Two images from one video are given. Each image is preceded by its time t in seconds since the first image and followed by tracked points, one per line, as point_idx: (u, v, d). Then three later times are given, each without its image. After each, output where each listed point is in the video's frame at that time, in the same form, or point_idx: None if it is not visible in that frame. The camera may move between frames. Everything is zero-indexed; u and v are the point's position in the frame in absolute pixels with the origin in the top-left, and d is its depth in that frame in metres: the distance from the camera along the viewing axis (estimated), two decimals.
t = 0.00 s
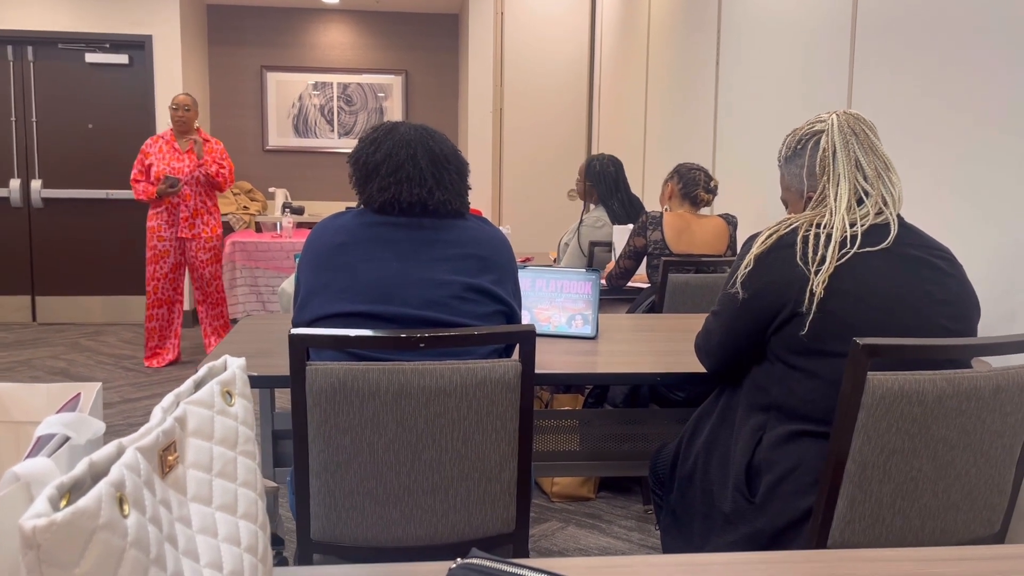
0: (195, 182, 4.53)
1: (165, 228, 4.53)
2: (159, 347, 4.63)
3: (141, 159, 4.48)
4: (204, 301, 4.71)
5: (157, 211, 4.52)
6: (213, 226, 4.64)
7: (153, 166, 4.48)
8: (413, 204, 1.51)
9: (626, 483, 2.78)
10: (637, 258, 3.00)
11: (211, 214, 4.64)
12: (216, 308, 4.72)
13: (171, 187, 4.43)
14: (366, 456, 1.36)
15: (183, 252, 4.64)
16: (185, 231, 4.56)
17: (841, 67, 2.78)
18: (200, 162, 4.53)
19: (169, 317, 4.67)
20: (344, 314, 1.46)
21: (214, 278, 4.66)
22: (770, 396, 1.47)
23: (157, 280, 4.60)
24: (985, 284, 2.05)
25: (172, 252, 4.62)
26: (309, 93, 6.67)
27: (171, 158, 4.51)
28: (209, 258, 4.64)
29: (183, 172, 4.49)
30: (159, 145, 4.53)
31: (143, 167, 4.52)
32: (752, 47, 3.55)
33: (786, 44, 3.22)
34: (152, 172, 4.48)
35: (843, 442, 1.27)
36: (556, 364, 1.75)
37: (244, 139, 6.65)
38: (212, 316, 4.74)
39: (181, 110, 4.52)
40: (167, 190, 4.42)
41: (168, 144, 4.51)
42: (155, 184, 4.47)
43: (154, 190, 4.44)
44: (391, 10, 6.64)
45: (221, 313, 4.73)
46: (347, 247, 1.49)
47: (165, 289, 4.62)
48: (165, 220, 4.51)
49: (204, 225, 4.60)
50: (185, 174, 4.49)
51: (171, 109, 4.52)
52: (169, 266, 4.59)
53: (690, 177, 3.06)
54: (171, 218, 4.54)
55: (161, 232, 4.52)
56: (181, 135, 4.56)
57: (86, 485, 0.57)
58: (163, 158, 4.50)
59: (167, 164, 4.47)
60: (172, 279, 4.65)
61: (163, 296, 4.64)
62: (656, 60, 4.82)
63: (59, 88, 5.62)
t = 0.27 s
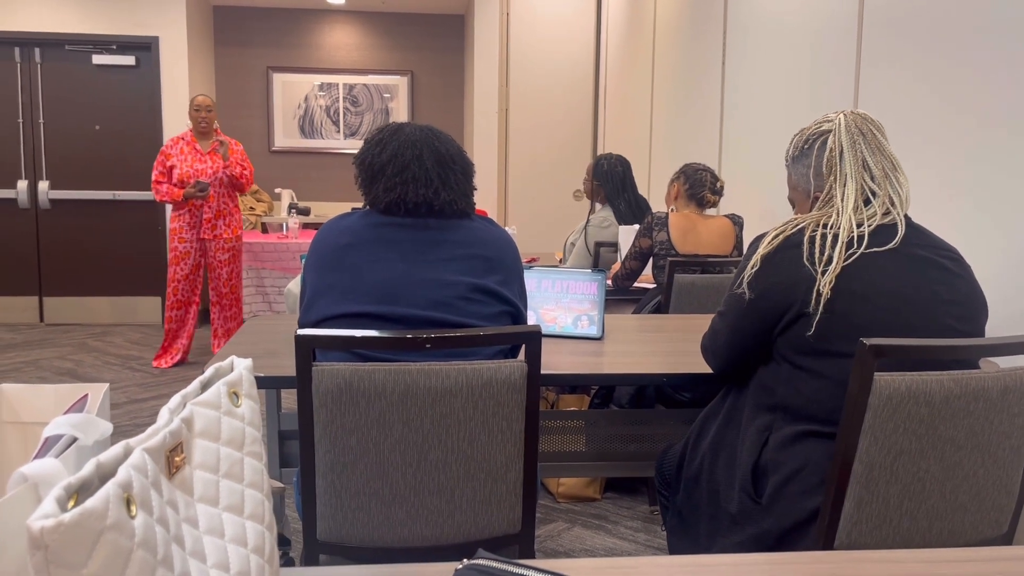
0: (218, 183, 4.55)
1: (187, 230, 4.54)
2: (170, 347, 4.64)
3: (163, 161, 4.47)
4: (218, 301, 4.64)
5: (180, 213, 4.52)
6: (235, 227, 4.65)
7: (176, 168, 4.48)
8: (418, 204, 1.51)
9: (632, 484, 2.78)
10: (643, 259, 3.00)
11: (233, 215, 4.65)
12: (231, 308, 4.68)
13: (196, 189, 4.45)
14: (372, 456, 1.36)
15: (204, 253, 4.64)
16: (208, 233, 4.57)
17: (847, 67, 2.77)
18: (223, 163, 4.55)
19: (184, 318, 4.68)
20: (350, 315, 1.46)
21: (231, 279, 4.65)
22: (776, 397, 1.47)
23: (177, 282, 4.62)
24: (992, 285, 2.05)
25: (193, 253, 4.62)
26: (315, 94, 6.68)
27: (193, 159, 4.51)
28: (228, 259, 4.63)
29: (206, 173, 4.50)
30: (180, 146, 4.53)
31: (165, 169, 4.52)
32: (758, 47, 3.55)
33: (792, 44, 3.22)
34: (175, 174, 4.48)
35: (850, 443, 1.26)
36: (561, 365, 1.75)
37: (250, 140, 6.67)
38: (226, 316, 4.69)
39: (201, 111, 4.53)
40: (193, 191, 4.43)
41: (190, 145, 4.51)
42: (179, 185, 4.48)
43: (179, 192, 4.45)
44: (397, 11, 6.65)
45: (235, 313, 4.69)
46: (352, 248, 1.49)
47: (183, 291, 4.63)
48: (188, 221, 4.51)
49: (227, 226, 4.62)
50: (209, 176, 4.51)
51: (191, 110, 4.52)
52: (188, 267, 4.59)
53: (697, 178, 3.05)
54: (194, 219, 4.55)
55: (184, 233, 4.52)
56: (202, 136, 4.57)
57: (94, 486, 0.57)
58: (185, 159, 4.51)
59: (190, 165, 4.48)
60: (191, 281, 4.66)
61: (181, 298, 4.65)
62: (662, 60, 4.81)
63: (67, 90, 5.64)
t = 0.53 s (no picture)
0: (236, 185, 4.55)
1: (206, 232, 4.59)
2: (187, 347, 4.70)
3: (182, 164, 4.52)
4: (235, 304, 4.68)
5: (200, 215, 4.58)
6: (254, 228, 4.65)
7: (194, 171, 4.52)
8: (427, 205, 1.52)
9: (642, 485, 2.78)
10: (652, 260, 3.00)
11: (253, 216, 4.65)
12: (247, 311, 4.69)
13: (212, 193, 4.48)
14: (382, 457, 1.36)
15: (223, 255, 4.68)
16: (227, 235, 4.60)
17: (858, 66, 2.76)
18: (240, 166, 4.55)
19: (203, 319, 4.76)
20: (360, 316, 1.46)
21: (249, 280, 4.67)
22: (786, 398, 1.46)
23: (196, 283, 4.69)
24: (1004, 285, 2.04)
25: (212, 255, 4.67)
26: (324, 95, 6.70)
27: (211, 162, 4.54)
28: (246, 261, 4.65)
29: (222, 176, 4.52)
30: (200, 149, 4.57)
31: (186, 172, 4.57)
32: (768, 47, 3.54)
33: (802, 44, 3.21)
34: (193, 177, 4.53)
35: (860, 444, 1.26)
36: (571, 366, 1.75)
37: (260, 141, 6.70)
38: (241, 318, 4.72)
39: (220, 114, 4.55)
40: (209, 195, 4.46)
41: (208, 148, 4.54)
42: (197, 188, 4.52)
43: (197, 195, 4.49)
44: (406, 12, 6.66)
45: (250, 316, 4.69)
46: (362, 249, 1.50)
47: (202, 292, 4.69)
48: (207, 224, 4.56)
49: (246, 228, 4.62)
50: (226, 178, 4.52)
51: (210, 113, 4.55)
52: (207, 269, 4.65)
53: (706, 179, 3.04)
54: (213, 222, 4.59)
55: (203, 236, 4.58)
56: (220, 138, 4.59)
57: (109, 485, 0.58)
58: (203, 162, 4.54)
59: (207, 168, 4.51)
60: (211, 282, 4.72)
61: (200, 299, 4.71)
62: (672, 60, 4.81)
63: (79, 92, 5.68)
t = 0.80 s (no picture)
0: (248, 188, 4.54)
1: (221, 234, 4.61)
2: (204, 348, 4.72)
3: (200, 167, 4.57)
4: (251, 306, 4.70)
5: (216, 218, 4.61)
6: (266, 232, 4.64)
7: (211, 174, 4.56)
8: (442, 208, 1.53)
9: (655, 487, 2.77)
10: (666, 261, 2.99)
11: (266, 220, 4.64)
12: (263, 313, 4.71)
13: (222, 196, 4.49)
14: (398, 458, 1.37)
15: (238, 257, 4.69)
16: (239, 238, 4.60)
17: (874, 67, 2.75)
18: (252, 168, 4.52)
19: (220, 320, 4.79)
20: (376, 317, 1.47)
21: (264, 282, 4.68)
22: (801, 400, 1.46)
23: (212, 284, 4.71)
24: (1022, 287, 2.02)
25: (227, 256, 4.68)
26: (338, 97, 6.73)
27: (226, 164, 4.56)
28: (260, 264, 4.66)
29: (234, 179, 4.51)
30: (218, 151, 4.60)
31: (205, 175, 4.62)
32: (783, 48, 3.53)
33: (817, 45, 3.20)
34: (209, 179, 4.57)
35: (877, 447, 1.25)
36: (585, 367, 1.75)
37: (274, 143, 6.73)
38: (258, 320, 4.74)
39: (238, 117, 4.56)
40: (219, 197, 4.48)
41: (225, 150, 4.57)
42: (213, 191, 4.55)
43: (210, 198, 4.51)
44: (419, 14, 6.68)
45: (267, 317, 4.71)
46: (378, 251, 1.50)
47: (219, 293, 4.72)
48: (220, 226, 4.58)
49: (257, 231, 4.61)
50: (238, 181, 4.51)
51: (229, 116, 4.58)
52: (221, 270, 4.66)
53: (720, 181, 3.03)
54: (227, 224, 4.60)
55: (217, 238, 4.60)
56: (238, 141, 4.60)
57: (135, 486, 0.59)
58: (219, 165, 4.57)
59: (221, 171, 4.53)
60: (225, 283, 4.74)
61: (215, 300, 4.74)
62: (685, 62, 4.80)
63: (95, 94, 5.72)
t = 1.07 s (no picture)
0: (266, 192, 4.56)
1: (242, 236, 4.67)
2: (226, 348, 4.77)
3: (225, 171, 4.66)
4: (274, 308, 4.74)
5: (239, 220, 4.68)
6: (285, 235, 4.66)
7: (234, 177, 4.63)
8: (468, 210, 1.53)
9: (678, 489, 2.77)
10: (689, 263, 2.99)
11: (286, 223, 4.66)
12: (286, 315, 4.74)
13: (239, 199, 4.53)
14: (424, 458, 1.38)
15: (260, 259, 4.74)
16: (259, 241, 4.64)
17: (900, 68, 2.73)
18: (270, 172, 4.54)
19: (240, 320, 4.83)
20: (402, 319, 1.48)
21: (286, 284, 4.71)
22: (827, 403, 1.45)
23: (233, 285, 4.76)
24: None
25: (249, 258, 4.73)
26: (360, 101, 6.77)
27: (248, 168, 4.62)
28: (282, 266, 4.69)
29: (253, 182, 4.55)
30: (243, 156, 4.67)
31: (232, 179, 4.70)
32: (808, 49, 3.51)
33: (843, 45, 3.18)
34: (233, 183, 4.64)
35: (905, 449, 1.25)
36: (610, 369, 1.76)
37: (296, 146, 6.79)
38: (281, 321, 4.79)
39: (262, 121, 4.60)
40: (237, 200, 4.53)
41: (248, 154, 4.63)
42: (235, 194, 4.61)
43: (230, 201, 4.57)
44: (440, 18, 6.71)
45: (290, 319, 4.73)
46: (404, 253, 1.52)
47: (238, 294, 4.77)
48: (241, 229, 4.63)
49: (276, 234, 4.64)
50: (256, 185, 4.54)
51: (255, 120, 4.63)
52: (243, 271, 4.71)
53: (742, 182, 3.03)
54: (248, 227, 4.65)
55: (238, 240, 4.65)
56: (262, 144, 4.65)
57: (181, 480, 0.60)
58: (242, 169, 4.63)
59: (242, 175, 4.59)
60: (246, 285, 4.78)
61: (236, 300, 4.79)
62: (708, 63, 4.78)
63: (121, 98, 5.80)
